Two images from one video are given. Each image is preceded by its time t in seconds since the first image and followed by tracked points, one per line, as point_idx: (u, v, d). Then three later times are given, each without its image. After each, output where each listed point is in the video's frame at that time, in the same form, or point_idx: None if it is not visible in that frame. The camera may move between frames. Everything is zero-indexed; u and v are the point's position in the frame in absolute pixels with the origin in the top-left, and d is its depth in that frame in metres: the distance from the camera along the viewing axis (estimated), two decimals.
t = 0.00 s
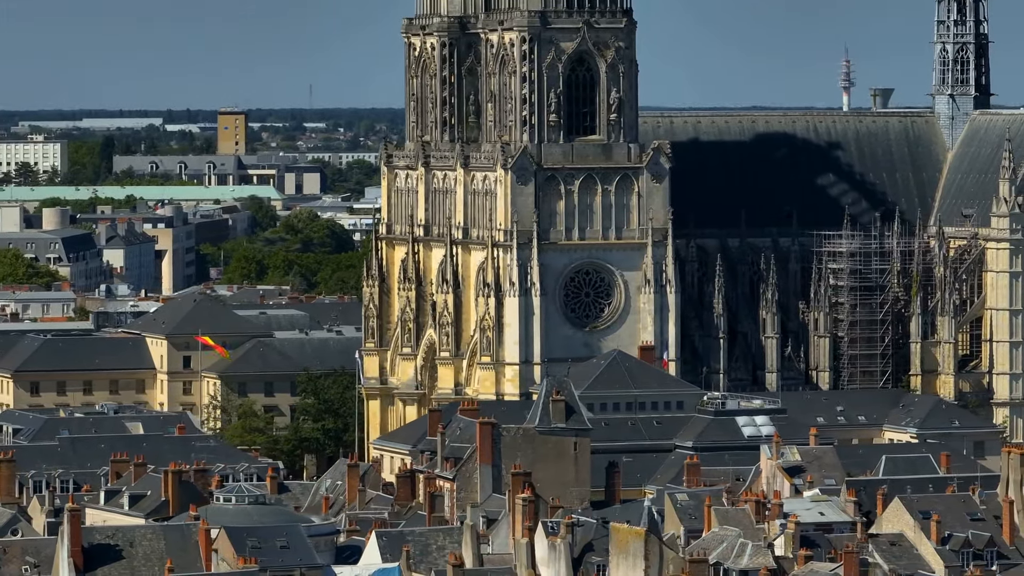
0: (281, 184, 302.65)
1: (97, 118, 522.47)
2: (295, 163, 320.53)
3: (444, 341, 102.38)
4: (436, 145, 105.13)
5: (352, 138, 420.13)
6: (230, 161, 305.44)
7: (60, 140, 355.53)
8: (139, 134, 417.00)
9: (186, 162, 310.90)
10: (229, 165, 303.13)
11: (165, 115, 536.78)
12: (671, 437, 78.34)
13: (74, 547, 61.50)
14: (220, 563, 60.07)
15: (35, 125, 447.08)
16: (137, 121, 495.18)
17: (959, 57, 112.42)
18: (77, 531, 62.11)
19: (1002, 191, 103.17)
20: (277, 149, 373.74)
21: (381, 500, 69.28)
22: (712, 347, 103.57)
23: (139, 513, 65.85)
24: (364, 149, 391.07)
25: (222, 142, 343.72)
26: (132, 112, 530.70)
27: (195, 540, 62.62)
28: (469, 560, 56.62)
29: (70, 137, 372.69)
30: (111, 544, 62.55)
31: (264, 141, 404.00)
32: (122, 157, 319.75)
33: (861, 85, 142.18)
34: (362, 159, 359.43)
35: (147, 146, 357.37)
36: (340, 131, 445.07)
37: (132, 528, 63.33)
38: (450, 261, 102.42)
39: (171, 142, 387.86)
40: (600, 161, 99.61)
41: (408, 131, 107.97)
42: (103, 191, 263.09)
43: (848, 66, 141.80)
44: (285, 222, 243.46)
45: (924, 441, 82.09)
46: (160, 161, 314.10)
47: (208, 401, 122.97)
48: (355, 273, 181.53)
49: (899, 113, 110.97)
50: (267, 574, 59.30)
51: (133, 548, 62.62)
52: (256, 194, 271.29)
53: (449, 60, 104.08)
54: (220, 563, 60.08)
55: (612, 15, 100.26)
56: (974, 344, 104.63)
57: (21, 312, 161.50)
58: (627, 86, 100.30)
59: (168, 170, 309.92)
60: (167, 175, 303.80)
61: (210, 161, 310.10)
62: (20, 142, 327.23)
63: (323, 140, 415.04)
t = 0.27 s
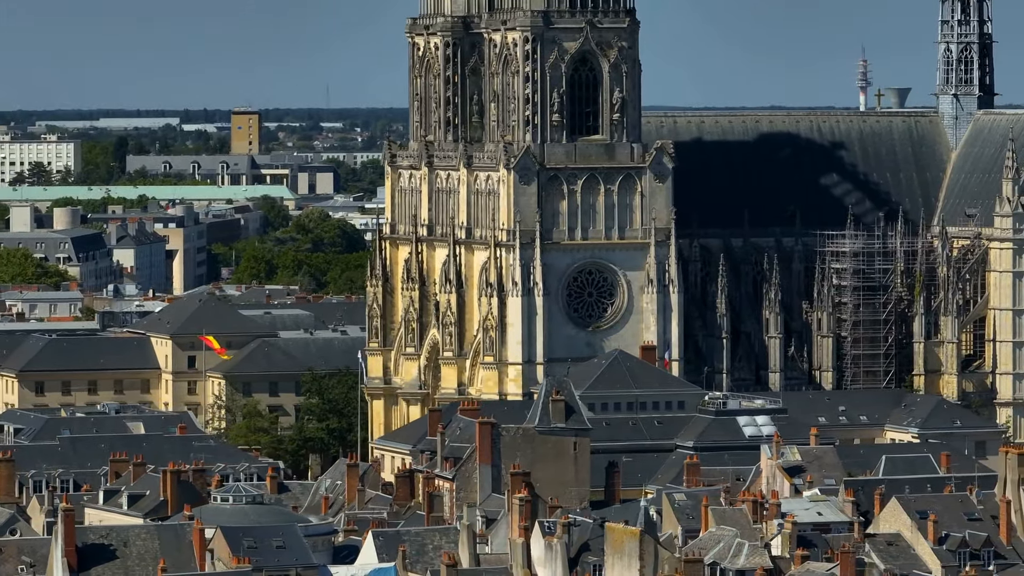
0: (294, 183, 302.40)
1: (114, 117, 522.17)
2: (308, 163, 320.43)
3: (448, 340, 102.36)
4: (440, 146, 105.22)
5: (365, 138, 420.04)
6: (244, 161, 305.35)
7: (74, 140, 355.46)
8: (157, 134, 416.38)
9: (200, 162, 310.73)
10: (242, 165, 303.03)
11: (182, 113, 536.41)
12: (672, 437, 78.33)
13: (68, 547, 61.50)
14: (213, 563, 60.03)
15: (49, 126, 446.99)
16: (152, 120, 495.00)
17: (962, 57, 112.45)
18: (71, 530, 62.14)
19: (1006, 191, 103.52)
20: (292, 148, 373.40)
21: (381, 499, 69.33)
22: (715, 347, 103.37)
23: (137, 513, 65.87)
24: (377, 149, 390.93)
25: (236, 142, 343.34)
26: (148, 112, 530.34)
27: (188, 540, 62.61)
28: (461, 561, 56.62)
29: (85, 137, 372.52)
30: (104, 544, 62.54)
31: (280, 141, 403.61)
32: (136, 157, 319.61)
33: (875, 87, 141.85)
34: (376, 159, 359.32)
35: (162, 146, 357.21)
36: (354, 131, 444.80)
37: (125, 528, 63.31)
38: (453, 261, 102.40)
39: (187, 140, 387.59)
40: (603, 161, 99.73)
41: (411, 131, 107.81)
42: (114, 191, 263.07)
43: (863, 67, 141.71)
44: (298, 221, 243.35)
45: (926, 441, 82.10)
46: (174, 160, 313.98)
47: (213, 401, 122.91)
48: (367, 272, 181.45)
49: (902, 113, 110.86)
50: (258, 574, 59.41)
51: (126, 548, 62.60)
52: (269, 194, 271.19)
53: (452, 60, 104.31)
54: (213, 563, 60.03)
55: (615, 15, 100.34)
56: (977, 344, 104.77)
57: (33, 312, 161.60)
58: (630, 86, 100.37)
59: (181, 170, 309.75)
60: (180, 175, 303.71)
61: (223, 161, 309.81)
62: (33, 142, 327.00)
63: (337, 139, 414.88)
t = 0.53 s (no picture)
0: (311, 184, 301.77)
1: (133, 118, 522.15)
2: (324, 163, 320.44)
3: (451, 340, 102.43)
4: (444, 146, 105.08)
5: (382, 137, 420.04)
6: (259, 161, 305.35)
7: (91, 140, 355.64)
8: (176, 134, 415.74)
9: (215, 162, 310.69)
10: (257, 165, 303.06)
11: (200, 112, 536.46)
12: (673, 437, 78.34)
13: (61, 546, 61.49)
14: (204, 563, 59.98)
15: (66, 126, 447.14)
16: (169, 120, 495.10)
17: (967, 56, 112.48)
18: (64, 528, 62.13)
19: (1009, 191, 103.37)
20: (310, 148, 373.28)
21: (380, 499, 69.43)
22: (719, 347, 103.39)
23: (136, 513, 65.89)
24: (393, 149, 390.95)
25: (251, 142, 343.27)
26: (171, 112, 530.35)
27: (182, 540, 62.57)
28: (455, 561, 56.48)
29: (104, 138, 372.49)
30: (98, 543, 62.50)
31: (299, 142, 403.42)
32: (152, 157, 319.69)
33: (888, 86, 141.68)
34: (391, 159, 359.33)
35: (179, 146, 357.27)
36: (370, 131, 444.64)
37: (119, 528, 63.24)
38: (457, 261, 102.42)
39: (205, 141, 387.58)
40: (606, 161, 99.75)
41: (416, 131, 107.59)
42: (128, 191, 263.20)
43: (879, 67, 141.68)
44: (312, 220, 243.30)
45: (927, 441, 82.12)
46: (189, 161, 313.97)
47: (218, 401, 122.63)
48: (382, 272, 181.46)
49: (907, 113, 110.82)
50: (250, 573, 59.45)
51: (120, 547, 62.57)
52: (284, 194, 271.04)
53: (456, 60, 104.39)
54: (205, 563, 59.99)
55: (619, 15, 100.19)
56: (981, 345, 104.75)
57: (45, 313, 161.72)
58: (633, 86, 100.31)
59: (196, 170, 309.74)
60: (195, 175, 303.72)
61: (239, 160, 309.86)
62: (49, 142, 327.14)
63: (353, 139, 414.80)
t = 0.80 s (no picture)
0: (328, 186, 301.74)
1: (151, 118, 521.94)
2: (340, 163, 320.39)
3: (454, 340, 102.33)
4: (448, 146, 104.51)
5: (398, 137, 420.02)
6: (275, 162, 305.29)
7: (107, 141, 355.60)
8: (194, 133, 417.28)
9: (230, 162, 310.46)
10: (274, 166, 303.11)
11: (218, 113, 536.26)
12: (674, 438, 78.33)
13: (54, 547, 61.54)
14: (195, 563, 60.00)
15: (81, 126, 447.10)
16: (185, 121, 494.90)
17: (972, 57, 112.39)
18: (57, 529, 62.12)
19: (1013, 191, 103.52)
20: (326, 148, 373.01)
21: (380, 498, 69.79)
22: (723, 347, 103.28)
23: (134, 513, 65.95)
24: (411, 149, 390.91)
25: (267, 142, 343.05)
26: (191, 112, 531.31)
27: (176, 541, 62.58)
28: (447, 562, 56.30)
29: (121, 138, 372.40)
30: (91, 544, 62.52)
31: (319, 143, 402.98)
32: (167, 158, 319.58)
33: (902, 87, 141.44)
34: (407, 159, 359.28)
35: (195, 147, 357.12)
36: (386, 131, 444.61)
37: (114, 528, 63.24)
38: (461, 261, 102.40)
39: (233, 141, 387.58)
40: (610, 161, 99.67)
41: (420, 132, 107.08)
42: (142, 191, 263.20)
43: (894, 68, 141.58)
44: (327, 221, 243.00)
45: (930, 441, 82.14)
46: (205, 161, 314.07)
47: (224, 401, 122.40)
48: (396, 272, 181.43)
49: (911, 113, 110.79)
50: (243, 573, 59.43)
51: (113, 548, 62.56)
52: (298, 194, 270.81)
53: (460, 60, 103.80)
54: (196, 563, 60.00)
55: (622, 15, 100.25)
56: (985, 345, 104.68)
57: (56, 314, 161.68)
58: (637, 86, 100.33)
59: (211, 171, 309.56)
60: (211, 175, 303.73)
61: (255, 161, 309.68)
62: (65, 143, 327.37)
63: (370, 138, 414.78)
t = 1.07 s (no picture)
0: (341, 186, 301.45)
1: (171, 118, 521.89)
2: (353, 162, 320.30)
3: (458, 340, 102.13)
4: (452, 146, 104.41)
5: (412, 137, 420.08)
6: (288, 161, 305.26)
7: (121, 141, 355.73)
8: (212, 134, 418.19)
9: (244, 162, 310.35)
10: (287, 166, 303.10)
11: (236, 113, 536.13)
12: (675, 438, 78.36)
13: (48, 548, 61.69)
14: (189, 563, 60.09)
15: (96, 126, 447.23)
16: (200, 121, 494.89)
17: (975, 57, 112.44)
18: (51, 530, 62.20)
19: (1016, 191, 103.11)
20: (341, 148, 372.84)
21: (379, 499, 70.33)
22: (726, 348, 103.47)
23: (132, 513, 66.10)
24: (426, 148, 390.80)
25: (281, 142, 342.90)
26: (209, 112, 531.98)
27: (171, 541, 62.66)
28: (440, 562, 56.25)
29: (134, 138, 372.46)
30: (85, 545, 62.61)
31: (334, 142, 403.02)
32: (182, 157, 319.58)
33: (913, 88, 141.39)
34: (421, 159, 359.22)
35: (210, 147, 357.21)
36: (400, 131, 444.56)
37: (108, 529, 63.33)
38: (464, 261, 102.05)
39: (247, 141, 387.70)
40: (613, 162, 99.73)
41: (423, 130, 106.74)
42: (154, 191, 263.34)
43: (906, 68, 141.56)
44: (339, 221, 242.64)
45: (931, 441, 82.22)
46: (219, 161, 314.12)
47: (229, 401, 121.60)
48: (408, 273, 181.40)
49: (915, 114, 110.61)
50: (238, 574, 59.47)
51: (107, 548, 62.62)
52: (310, 194, 270.68)
53: (464, 60, 103.51)
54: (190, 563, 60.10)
55: (625, 16, 100.32)
56: (988, 346, 104.64)
57: (66, 314, 161.70)
58: (640, 87, 100.39)
59: (225, 171, 309.55)
60: (224, 175, 303.74)
61: (268, 160, 309.64)
62: (77, 142, 327.46)
63: (383, 137, 414.70)
